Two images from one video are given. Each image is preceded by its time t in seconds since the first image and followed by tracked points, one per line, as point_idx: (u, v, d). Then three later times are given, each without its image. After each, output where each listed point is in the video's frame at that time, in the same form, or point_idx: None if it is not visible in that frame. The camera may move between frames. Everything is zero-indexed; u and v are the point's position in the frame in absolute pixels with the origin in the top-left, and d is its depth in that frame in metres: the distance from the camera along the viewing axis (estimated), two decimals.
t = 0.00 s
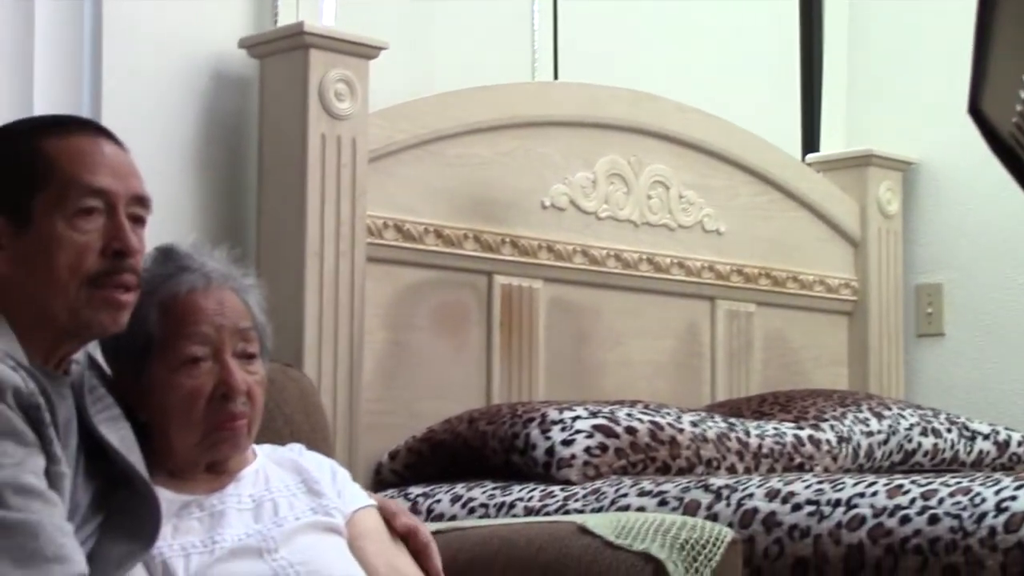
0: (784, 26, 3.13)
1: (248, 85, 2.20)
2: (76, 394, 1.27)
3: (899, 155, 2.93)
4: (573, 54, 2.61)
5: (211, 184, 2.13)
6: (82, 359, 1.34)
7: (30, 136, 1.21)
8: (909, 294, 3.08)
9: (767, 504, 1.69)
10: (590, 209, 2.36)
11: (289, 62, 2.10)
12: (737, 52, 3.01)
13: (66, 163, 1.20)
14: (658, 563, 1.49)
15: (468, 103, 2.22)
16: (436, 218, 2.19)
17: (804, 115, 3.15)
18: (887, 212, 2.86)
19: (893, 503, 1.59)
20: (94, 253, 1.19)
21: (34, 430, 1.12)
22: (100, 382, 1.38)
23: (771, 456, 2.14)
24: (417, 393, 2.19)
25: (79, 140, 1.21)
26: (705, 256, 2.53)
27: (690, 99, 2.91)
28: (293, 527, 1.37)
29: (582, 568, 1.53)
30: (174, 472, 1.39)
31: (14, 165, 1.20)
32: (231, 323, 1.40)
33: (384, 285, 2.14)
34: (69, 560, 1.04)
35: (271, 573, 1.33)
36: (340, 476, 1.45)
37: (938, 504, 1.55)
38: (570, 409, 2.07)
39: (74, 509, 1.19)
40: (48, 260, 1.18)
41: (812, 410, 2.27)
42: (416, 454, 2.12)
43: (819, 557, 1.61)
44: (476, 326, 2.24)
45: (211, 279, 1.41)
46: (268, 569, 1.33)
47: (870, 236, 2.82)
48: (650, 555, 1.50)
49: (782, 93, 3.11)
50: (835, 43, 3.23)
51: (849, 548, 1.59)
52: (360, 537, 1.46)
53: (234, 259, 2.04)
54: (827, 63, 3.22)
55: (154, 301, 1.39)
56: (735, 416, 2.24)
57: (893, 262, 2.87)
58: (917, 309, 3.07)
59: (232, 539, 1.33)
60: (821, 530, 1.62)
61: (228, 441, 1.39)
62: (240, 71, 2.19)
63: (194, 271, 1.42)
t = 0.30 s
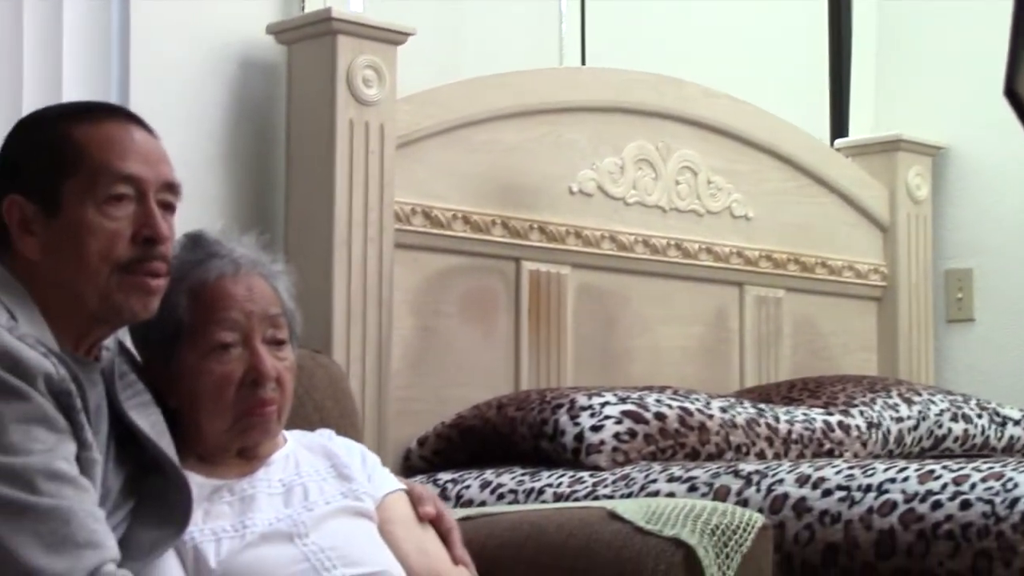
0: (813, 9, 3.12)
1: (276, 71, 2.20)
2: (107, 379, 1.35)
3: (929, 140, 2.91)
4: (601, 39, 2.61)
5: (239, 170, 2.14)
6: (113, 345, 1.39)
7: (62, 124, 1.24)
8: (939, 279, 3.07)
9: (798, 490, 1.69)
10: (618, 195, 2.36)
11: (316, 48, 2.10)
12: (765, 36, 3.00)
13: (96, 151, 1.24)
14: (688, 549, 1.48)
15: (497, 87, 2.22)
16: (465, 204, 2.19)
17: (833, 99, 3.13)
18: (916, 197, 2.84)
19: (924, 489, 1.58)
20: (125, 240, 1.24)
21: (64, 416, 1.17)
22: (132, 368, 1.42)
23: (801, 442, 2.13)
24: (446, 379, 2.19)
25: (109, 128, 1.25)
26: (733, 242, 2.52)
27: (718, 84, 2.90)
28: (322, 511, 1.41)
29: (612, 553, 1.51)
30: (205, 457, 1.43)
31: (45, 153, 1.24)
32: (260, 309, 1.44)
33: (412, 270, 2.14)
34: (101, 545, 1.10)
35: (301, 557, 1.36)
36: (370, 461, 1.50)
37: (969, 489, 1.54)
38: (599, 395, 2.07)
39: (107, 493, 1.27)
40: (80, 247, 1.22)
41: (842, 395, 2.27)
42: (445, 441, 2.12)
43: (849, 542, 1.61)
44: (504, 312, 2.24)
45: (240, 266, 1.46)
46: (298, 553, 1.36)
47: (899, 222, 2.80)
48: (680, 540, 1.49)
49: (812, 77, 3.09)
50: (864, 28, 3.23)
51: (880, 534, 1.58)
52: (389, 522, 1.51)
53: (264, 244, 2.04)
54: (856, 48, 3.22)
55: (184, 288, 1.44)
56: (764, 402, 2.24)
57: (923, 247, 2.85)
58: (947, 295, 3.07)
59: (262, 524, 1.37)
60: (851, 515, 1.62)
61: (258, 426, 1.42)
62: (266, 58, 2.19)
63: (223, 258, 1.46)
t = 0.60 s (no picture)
0: None
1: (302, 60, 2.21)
2: (139, 368, 1.35)
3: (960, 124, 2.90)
4: (629, 25, 2.61)
5: (267, 157, 2.14)
6: (144, 334, 1.39)
7: (92, 113, 1.25)
8: (970, 264, 3.07)
9: (829, 476, 1.69)
10: (646, 181, 2.36)
11: (344, 36, 2.10)
12: (794, 18, 2.99)
13: (127, 140, 1.24)
14: (720, 535, 1.48)
15: (526, 75, 2.23)
16: (494, 191, 2.19)
17: (862, 83, 3.13)
18: (947, 182, 2.83)
19: (956, 474, 1.57)
20: (156, 229, 1.24)
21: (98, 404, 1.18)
22: (163, 356, 1.43)
23: (831, 428, 2.13)
24: (475, 366, 2.19)
25: (139, 117, 1.25)
26: (763, 228, 2.52)
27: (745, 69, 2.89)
28: (353, 498, 1.42)
29: (643, 539, 1.51)
30: (236, 444, 1.44)
31: (77, 142, 1.24)
32: (291, 298, 1.44)
33: (441, 257, 2.14)
34: (134, 533, 1.12)
35: (333, 543, 1.37)
36: (401, 448, 1.50)
37: (1002, 475, 1.53)
38: (628, 381, 2.07)
39: (139, 481, 1.29)
40: (112, 236, 1.23)
41: (872, 380, 2.27)
42: (475, 427, 2.13)
43: (882, 528, 1.60)
44: (534, 299, 2.24)
45: (270, 254, 1.45)
46: (330, 540, 1.37)
47: (929, 207, 2.79)
48: (711, 526, 1.48)
49: (843, 60, 3.08)
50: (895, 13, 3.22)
51: (912, 520, 1.58)
52: (422, 508, 1.52)
53: (295, 232, 2.05)
54: (886, 34, 3.22)
55: (214, 276, 1.44)
56: (794, 387, 2.24)
57: (954, 231, 2.83)
58: (977, 280, 3.06)
59: (294, 510, 1.38)
60: (884, 501, 1.61)
61: (289, 413, 1.43)
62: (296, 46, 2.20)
63: (253, 246, 1.46)
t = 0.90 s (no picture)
0: None
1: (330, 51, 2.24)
2: (172, 358, 1.35)
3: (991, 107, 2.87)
4: (658, 10, 2.61)
5: (298, 149, 2.16)
6: (176, 323, 1.39)
7: (123, 103, 1.24)
8: (1001, 248, 3.06)
9: (862, 461, 1.68)
10: (676, 168, 2.37)
11: (371, 24, 2.11)
12: (822, 3, 2.99)
13: (159, 130, 1.24)
14: (754, 521, 1.47)
15: (556, 61, 2.23)
16: (523, 178, 2.19)
17: (893, 71, 3.18)
18: (977, 165, 2.82)
19: (992, 458, 1.55)
20: (187, 219, 1.24)
21: (131, 394, 1.19)
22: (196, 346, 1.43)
23: (863, 413, 2.13)
24: (504, 354, 2.19)
25: (170, 107, 1.25)
26: (793, 213, 2.52)
27: (774, 54, 2.90)
28: (386, 486, 1.42)
29: (677, 525, 1.50)
30: (268, 433, 1.44)
31: (109, 131, 1.24)
32: (322, 286, 1.44)
33: (468, 245, 2.14)
34: (169, 522, 1.13)
35: (367, 532, 1.38)
36: (433, 436, 1.50)
37: None
38: (660, 368, 2.06)
39: (173, 470, 1.29)
40: (145, 227, 1.23)
41: (903, 366, 2.28)
42: (506, 416, 2.13)
43: (916, 513, 1.59)
44: (565, 285, 2.24)
45: (301, 242, 1.45)
46: (364, 528, 1.38)
47: (959, 191, 2.78)
48: (745, 512, 1.47)
49: (871, 44, 3.09)
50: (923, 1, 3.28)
51: (947, 505, 1.57)
52: (454, 496, 1.51)
53: (325, 221, 2.05)
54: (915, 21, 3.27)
55: (246, 265, 1.44)
56: (826, 372, 2.25)
57: (983, 215, 2.83)
58: (1009, 264, 3.06)
59: (328, 499, 1.38)
60: (918, 486, 1.60)
61: (322, 401, 1.43)
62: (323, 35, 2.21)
63: (285, 234, 1.46)
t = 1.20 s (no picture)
0: None
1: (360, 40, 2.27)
2: (202, 349, 1.35)
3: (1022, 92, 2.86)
4: None
5: (325, 141, 2.21)
6: (206, 314, 1.38)
7: (151, 94, 1.24)
8: None
9: (893, 448, 1.66)
10: (703, 156, 2.39)
11: (398, 14, 2.11)
12: None
13: (187, 121, 1.23)
14: (784, 509, 1.45)
15: (584, 50, 2.24)
16: (550, 168, 2.20)
17: (925, 54, 3.22)
18: (1007, 151, 2.82)
19: None
20: (216, 210, 1.24)
21: (161, 384, 1.19)
22: (226, 336, 1.43)
23: (893, 401, 2.12)
24: (531, 345, 2.19)
25: (198, 97, 1.24)
26: (821, 200, 2.54)
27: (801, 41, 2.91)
28: (416, 477, 1.42)
29: (707, 512, 1.49)
30: (299, 423, 1.44)
31: (137, 122, 1.23)
32: (351, 276, 1.43)
33: (496, 234, 2.14)
34: (201, 512, 1.13)
35: (397, 523, 1.38)
36: (462, 427, 1.50)
37: None
38: (688, 356, 2.06)
39: (204, 461, 1.30)
40: (173, 218, 1.23)
41: (933, 352, 2.28)
42: (535, 405, 2.13)
43: (948, 500, 1.57)
44: (592, 273, 2.25)
45: (330, 232, 1.45)
46: (394, 519, 1.38)
47: (989, 177, 2.79)
48: (775, 499, 1.45)
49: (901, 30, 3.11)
50: None
51: (978, 492, 1.54)
52: (483, 486, 1.51)
53: (354, 210, 2.05)
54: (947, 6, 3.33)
55: (276, 256, 1.44)
56: (855, 360, 2.26)
57: (1013, 201, 2.83)
58: None
59: (357, 490, 1.38)
60: (949, 472, 1.58)
61: (352, 391, 1.43)
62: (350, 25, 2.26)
63: (314, 225, 1.46)
